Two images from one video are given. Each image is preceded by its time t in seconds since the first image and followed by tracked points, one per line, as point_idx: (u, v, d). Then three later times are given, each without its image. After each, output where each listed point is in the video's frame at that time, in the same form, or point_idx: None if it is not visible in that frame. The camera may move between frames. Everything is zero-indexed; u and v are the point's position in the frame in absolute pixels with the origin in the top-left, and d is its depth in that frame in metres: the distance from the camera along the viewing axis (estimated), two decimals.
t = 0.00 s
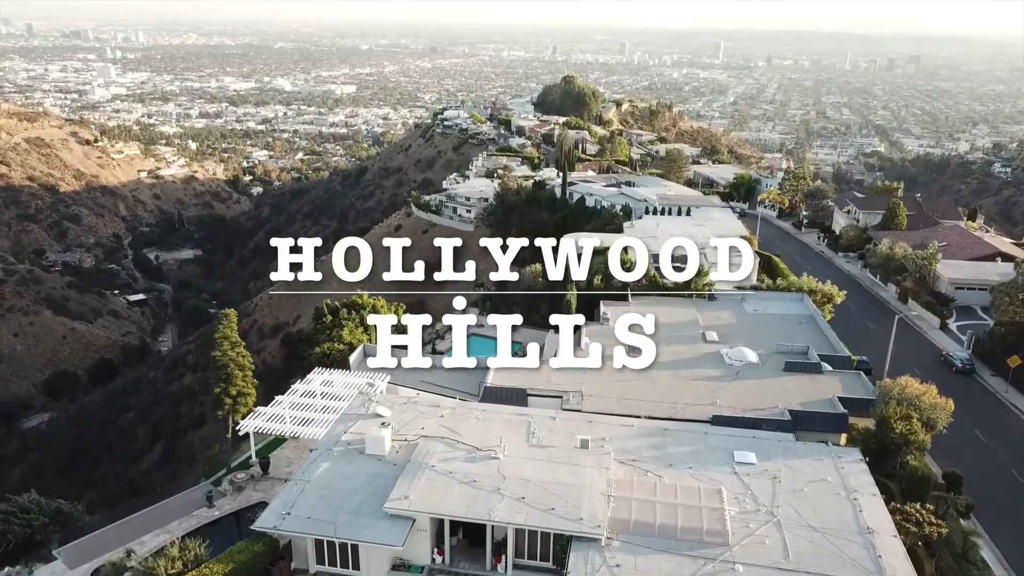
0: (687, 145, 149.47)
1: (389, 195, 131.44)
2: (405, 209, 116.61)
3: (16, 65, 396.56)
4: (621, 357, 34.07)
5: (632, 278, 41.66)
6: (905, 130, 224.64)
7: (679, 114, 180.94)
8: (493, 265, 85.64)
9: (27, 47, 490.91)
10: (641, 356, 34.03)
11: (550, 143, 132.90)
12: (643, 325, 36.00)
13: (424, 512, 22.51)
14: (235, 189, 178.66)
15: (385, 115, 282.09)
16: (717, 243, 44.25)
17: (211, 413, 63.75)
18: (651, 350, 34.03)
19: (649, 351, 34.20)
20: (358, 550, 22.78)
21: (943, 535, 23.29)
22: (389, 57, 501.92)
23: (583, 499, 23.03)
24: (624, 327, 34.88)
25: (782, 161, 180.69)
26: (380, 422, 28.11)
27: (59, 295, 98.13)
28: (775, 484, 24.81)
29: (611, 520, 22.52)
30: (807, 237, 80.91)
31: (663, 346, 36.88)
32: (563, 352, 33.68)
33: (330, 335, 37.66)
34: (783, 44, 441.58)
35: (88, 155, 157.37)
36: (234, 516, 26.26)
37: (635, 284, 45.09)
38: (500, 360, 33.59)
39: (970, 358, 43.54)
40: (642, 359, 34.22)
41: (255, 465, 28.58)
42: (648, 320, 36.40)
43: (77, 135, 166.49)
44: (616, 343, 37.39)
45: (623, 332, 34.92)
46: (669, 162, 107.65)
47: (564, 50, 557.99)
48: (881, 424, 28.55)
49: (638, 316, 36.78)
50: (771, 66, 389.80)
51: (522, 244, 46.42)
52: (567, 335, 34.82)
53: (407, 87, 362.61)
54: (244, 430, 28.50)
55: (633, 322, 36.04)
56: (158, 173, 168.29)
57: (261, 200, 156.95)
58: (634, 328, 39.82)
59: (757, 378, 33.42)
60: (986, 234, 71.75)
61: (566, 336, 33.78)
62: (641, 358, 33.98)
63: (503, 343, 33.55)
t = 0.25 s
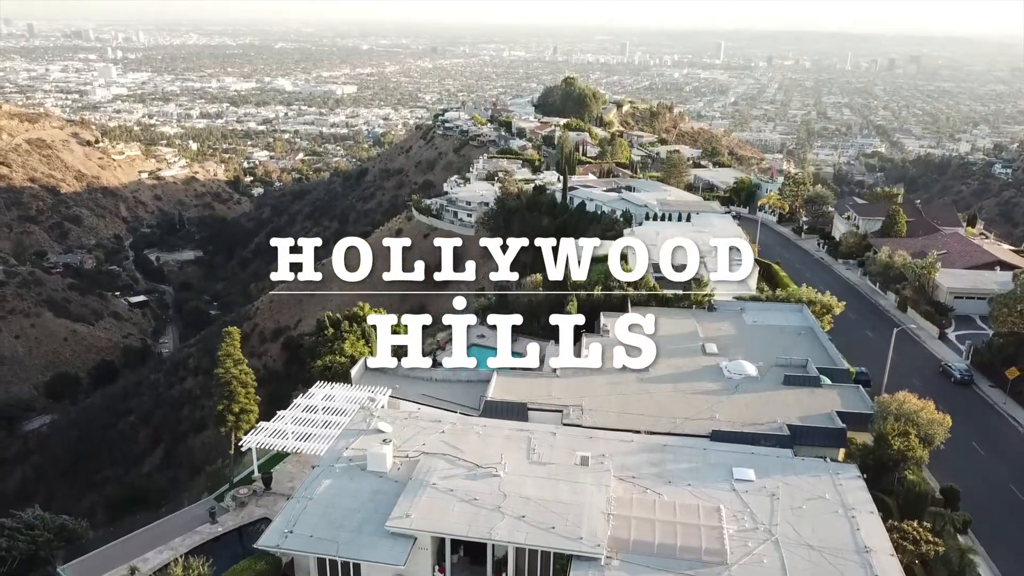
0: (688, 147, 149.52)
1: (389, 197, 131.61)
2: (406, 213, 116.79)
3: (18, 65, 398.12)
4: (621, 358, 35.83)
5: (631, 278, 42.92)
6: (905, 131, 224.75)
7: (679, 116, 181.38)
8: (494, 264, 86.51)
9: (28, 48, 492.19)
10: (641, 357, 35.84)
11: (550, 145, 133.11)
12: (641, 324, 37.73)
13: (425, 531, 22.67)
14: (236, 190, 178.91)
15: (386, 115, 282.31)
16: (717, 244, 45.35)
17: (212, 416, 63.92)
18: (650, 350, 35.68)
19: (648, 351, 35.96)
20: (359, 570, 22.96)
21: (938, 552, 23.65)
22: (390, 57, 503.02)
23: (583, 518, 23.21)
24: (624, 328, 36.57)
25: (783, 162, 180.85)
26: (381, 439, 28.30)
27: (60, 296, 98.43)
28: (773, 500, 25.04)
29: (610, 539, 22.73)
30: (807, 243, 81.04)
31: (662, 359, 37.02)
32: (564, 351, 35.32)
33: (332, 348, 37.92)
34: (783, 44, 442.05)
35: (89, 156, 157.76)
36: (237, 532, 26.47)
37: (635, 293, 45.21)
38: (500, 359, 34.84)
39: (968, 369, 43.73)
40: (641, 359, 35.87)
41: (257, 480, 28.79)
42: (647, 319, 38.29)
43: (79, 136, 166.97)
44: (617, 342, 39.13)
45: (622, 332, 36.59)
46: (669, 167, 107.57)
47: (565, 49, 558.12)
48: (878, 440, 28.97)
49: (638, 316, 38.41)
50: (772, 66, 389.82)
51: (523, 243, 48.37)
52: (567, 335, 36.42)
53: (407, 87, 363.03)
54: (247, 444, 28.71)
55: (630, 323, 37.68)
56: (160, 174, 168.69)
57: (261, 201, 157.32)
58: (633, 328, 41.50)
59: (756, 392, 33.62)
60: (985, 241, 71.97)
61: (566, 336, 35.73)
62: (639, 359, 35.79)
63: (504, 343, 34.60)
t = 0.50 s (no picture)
0: (689, 148, 149.60)
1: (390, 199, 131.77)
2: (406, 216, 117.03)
3: (19, 65, 399.05)
4: (621, 359, 36.65)
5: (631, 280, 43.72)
6: (905, 131, 224.82)
7: (680, 117, 181.48)
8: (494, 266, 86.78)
9: (30, 48, 493.41)
10: (644, 359, 36.66)
11: (551, 147, 133.28)
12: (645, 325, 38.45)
13: (426, 549, 22.83)
14: (237, 191, 179.26)
15: (387, 116, 282.28)
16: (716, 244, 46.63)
17: (213, 420, 63.90)
18: (650, 350, 36.70)
19: (648, 351, 36.85)
20: None
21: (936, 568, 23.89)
22: (390, 57, 503.36)
23: (583, 535, 23.38)
24: (624, 327, 37.08)
25: (783, 163, 180.94)
26: (382, 454, 28.48)
27: (62, 298, 98.80)
28: (771, 517, 25.23)
29: (610, 556, 22.88)
30: (807, 249, 81.16)
31: (661, 372, 37.23)
32: (563, 352, 36.29)
33: (334, 360, 38.21)
34: (784, 44, 441.74)
35: (90, 158, 158.23)
36: (240, 547, 26.67)
37: (634, 304, 45.33)
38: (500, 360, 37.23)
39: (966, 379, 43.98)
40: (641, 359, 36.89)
41: (259, 495, 29.03)
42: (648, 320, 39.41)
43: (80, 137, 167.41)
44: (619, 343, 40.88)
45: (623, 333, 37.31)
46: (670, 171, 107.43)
47: (565, 49, 558.34)
48: (877, 456, 29.37)
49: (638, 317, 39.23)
50: (772, 66, 389.77)
51: (523, 243, 49.99)
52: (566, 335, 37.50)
53: (408, 87, 363.15)
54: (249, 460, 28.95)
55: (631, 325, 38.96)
56: (160, 175, 168.98)
57: (262, 203, 157.64)
58: (634, 329, 42.70)
59: (755, 405, 33.83)
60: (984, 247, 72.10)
61: (566, 337, 36.87)
62: (641, 360, 36.61)
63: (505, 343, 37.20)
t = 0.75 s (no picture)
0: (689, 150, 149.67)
1: (391, 201, 131.92)
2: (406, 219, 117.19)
3: (20, 65, 399.61)
4: (621, 358, 38.52)
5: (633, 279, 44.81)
6: (906, 132, 224.74)
7: (680, 118, 181.71)
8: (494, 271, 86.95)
9: (31, 47, 494.17)
10: (644, 360, 38.51)
11: (551, 150, 133.46)
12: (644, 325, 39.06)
13: (428, 566, 23.02)
14: (237, 192, 179.44)
15: (387, 116, 282.58)
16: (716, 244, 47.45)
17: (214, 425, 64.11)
18: (649, 350, 38.42)
19: (647, 351, 38.55)
20: None
21: None
22: (391, 57, 503.96)
23: (582, 552, 23.60)
24: (624, 328, 38.60)
25: (784, 163, 180.90)
26: (384, 469, 28.69)
27: (63, 300, 99.00)
28: (769, 533, 25.43)
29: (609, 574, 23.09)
30: (807, 255, 81.24)
31: (660, 384, 37.45)
32: (563, 351, 37.41)
33: (336, 373, 38.47)
34: (784, 44, 441.78)
35: (91, 159, 158.48)
36: (243, 562, 26.92)
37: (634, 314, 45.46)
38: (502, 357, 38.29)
39: (964, 390, 44.22)
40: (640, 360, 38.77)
41: (262, 510, 29.25)
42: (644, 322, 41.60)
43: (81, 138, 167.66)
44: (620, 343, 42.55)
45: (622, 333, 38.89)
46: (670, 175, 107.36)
47: (566, 49, 558.43)
48: (874, 471, 29.72)
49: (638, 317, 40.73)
50: (773, 66, 389.73)
51: (522, 242, 50.45)
52: (566, 336, 38.70)
53: (409, 87, 363.44)
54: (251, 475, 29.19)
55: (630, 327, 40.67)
56: (161, 176, 169.19)
57: (263, 204, 157.84)
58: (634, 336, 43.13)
59: (754, 418, 34.04)
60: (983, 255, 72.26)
61: (567, 338, 38.18)
62: (640, 361, 38.60)
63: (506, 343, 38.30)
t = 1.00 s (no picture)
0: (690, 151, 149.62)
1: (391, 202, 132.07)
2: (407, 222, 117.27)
3: (20, 65, 400.06)
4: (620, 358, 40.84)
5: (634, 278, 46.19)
6: (907, 132, 224.62)
7: (681, 119, 181.87)
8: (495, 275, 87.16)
9: (32, 47, 494.97)
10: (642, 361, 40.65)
11: (552, 151, 133.58)
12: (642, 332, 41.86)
13: None
14: (238, 192, 179.50)
15: (388, 117, 282.73)
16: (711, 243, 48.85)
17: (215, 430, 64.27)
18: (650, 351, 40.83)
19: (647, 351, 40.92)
20: None
21: None
22: (392, 57, 504.54)
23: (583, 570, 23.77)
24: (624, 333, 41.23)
25: (784, 164, 180.81)
26: (385, 484, 28.91)
27: (64, 302, 99.07)
28: (768, 548, 25.60)
29: None
30: (806, 261, 81.40)
31: (660, 396, 37.59)
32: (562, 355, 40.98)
33: (338, 384, 38.66)
34: (785, 44, 441.63)
35: (92, 160, 158.70)
36: None
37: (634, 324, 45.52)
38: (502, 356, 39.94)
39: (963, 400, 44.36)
40: (643, 360, 40.78)
41: (264, 523, 29.44)
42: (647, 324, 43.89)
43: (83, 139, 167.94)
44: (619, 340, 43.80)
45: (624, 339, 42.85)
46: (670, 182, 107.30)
47: (566, 49, 558.54)
48: (872, 486, 29.93)
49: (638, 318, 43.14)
50: (774, 66, 389.46)
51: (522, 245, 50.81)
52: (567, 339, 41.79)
53: (409, 87, 363.65)
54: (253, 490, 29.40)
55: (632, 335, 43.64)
56: (162, 177, 169.35)
57: (263, 205, 158.03)
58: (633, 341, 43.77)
59: (753, 431, 34.20)
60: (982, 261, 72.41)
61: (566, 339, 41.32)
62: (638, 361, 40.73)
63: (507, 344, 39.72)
